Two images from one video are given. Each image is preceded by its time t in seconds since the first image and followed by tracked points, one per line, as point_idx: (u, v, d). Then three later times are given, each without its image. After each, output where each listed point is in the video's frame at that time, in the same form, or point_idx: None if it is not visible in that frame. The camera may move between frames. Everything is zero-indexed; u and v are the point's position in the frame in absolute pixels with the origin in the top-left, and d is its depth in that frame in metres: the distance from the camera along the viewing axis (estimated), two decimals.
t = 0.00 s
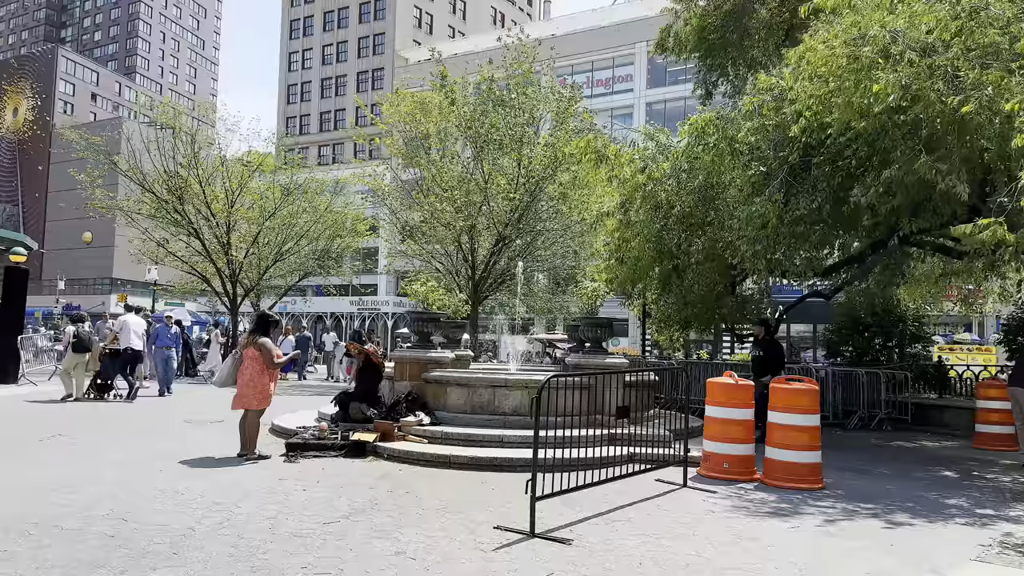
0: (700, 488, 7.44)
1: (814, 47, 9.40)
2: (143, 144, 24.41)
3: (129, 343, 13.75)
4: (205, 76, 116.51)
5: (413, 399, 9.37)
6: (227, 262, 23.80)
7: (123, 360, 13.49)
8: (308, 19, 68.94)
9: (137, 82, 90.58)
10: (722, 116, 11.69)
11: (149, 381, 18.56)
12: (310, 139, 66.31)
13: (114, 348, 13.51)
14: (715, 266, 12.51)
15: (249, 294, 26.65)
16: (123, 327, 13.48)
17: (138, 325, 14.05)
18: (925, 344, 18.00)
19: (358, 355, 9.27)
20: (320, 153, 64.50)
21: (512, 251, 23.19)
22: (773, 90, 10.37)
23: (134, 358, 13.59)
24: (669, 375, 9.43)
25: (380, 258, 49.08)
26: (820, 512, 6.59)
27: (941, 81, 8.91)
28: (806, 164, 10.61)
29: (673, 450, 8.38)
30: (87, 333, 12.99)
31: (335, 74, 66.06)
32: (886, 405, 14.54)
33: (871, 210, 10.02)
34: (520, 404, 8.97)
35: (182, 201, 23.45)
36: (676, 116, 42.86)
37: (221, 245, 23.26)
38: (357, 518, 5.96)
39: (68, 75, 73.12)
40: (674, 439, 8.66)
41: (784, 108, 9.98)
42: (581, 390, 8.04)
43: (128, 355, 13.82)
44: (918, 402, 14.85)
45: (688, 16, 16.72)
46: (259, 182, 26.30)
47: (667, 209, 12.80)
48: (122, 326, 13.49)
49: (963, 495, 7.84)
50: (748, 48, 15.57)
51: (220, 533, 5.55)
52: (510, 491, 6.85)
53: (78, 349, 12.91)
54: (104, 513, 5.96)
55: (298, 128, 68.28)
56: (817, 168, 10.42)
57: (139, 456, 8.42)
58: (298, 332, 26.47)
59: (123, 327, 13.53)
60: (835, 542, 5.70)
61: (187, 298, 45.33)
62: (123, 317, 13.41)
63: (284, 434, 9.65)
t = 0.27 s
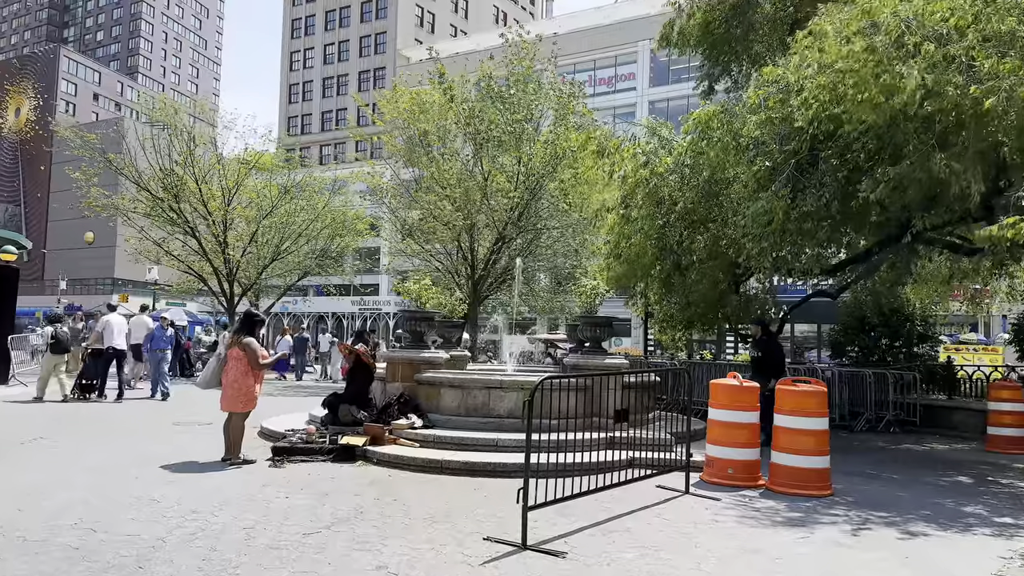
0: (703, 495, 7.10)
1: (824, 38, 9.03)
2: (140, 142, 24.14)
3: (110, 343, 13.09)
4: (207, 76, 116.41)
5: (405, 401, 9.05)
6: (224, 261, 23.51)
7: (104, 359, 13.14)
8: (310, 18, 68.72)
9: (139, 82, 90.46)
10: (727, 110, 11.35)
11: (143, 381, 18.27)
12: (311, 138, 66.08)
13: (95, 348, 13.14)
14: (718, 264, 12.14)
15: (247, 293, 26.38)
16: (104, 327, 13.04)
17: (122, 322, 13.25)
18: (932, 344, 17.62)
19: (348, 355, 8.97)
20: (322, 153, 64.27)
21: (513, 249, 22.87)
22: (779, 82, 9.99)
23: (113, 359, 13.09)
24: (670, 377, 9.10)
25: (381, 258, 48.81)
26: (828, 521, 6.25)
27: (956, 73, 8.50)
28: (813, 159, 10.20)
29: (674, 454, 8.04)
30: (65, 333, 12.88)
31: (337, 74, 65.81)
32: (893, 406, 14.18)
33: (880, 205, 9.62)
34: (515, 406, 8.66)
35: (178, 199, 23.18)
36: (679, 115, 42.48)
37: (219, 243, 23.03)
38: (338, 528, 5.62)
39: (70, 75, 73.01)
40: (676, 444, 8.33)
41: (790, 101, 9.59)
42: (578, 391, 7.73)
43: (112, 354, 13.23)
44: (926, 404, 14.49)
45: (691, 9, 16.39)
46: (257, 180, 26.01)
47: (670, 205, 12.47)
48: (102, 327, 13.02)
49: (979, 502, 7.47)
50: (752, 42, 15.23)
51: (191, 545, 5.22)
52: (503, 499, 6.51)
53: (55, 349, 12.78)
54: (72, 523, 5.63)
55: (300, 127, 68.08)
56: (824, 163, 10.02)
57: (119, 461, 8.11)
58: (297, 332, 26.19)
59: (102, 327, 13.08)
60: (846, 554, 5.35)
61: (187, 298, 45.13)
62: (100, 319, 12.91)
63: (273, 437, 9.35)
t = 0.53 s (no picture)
0: (712, 504, 6.75)
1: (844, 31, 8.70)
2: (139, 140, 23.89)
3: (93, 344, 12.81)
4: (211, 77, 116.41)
5: (401, 404, 8.73)
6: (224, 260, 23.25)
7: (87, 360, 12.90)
8: (313, 17, 68.53)
9: (143, 82, 90.41)
10: (735, 103, 11.02)
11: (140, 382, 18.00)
12: (315, 138, 65.85)
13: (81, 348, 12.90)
14: (726, 262, 11.74)
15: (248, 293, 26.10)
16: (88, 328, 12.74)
17: (109, 324, 12.91)
18: (944, 345, 17.20)
19: (342, 356, 8.65)
20: (325, 152, 64.07)
21: (516, 248, 22.51)
22: (791, 74, 9.62)
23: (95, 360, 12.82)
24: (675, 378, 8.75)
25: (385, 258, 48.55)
26: (846, 532, 5.90)
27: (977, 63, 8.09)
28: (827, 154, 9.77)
29: (681, 460, 7.68)
30: (46, 332, 12.73)
31: (341, 73, 65.58)
32: (905, 409, 13.79)
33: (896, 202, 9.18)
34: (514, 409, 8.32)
35: (177, 198, 22.90)
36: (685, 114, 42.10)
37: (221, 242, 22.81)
38: (325, 540, 5.29)
39: (74, 75, 72.98)
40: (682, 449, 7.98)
41: (802, 92, 9.22)
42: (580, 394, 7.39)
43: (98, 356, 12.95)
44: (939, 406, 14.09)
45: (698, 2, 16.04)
46: (257, 179, 25.73)
47: (678, 201, 12.14)
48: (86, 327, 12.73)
49: (1002, 510, 7.10)
50: (760, 37, 14.86)
51: (167, 558, 4.89)
52: (501, 508, 6.17)
53: (36, 348, 12.60)
54: (43, 535, 5.32)
55: (303, 126, 67.87)
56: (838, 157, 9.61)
57: (103, 466, 7.79)
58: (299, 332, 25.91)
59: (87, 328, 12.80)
60: (865, 568, 4.99)
61: (189, 298, 44.95)
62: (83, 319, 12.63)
63: (264, 441, 9.03)
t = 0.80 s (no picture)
0: (728, 511, 6.41)
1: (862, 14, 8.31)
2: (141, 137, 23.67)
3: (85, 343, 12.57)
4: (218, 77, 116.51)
5: (402, 404, 8.41)
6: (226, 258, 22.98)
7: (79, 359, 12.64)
8: (320, 17, 68.36)
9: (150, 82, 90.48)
10: (749, 94, 10.66)
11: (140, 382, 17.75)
12: (321, 137, 65.67)
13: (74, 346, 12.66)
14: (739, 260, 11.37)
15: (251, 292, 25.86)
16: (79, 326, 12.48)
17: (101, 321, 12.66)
18: (960, 345, 16.77)
19: (339, 354, 8.34)
20: (331, 151, 63.88)
21: (522, 246, 22.17)
22: (808, 63, 9.24)
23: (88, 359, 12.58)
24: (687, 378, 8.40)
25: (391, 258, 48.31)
26: (871, 542, 5.54)
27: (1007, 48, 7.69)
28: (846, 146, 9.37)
29: (693, 463, 7.34)
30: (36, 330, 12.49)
31: (347, 72, 65.39)
32: (922, 410, 13.38)
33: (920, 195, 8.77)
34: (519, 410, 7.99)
35: (180, 196, 22.65)
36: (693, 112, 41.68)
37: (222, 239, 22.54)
38: (317, 550, 4.98)
39: (81, 75, 73.02)
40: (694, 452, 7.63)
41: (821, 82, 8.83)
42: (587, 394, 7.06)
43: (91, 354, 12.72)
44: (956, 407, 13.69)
45: None
46: (261, 177, 25.47)
47: (688, 196, 11.76)
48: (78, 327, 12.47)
49: None
50: (771, 30, 14.51)
51: (147, 570, 4.59)
52: (504, 516, 5.84)
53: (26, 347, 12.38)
54: (19, 544, 5.02)
55: (309, 126, 67.72)
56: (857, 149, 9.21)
57: (92, 469, 7.50)
58: (303, 331, 25.66)
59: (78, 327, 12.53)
60: None
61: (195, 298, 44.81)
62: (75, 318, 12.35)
63: (260, 442, 8.73)
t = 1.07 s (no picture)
0: (746, 519, 6.06)
1: None
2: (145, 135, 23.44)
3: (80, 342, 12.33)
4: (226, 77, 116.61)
5: (404, 406, 8.09)
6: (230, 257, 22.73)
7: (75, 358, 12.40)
8: (327, 16, 68.24)
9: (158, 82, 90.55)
10: (765, 83, 10.26)
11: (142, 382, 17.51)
12: (328, 137, 65.49)
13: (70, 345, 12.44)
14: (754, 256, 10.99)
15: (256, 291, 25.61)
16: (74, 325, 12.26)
17: (96, 320, 12.42)
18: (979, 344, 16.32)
19: (338, 354, 8.02)
20: (338, 151, 63.70)
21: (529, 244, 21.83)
22: (828, 51, 8.84)
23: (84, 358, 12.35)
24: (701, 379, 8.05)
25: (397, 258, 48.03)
26: (902, 554, 5.18)
27: None
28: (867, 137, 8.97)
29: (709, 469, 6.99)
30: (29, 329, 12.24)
31: (354, 72, 65.22)
32: (941, 412, 12.97)
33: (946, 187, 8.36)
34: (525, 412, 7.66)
35: (184, 193, 22.41)
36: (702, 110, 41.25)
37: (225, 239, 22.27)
38: (309, 562, 4.66)
39: (89, 75, 73.10)
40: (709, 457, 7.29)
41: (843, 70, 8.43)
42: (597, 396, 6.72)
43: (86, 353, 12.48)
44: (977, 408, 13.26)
45: None
46: (265, 175, 25.22)
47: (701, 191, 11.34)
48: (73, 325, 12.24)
49: None
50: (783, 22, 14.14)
51: None
52: (510, 525, 5.51)
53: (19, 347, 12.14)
54: None
55: (316, 126, 67.56)
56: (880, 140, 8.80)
57: (80, 472, 7.20)
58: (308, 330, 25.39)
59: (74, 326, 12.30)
60: None
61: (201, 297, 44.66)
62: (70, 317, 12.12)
63: (258, 445, 8.43)
